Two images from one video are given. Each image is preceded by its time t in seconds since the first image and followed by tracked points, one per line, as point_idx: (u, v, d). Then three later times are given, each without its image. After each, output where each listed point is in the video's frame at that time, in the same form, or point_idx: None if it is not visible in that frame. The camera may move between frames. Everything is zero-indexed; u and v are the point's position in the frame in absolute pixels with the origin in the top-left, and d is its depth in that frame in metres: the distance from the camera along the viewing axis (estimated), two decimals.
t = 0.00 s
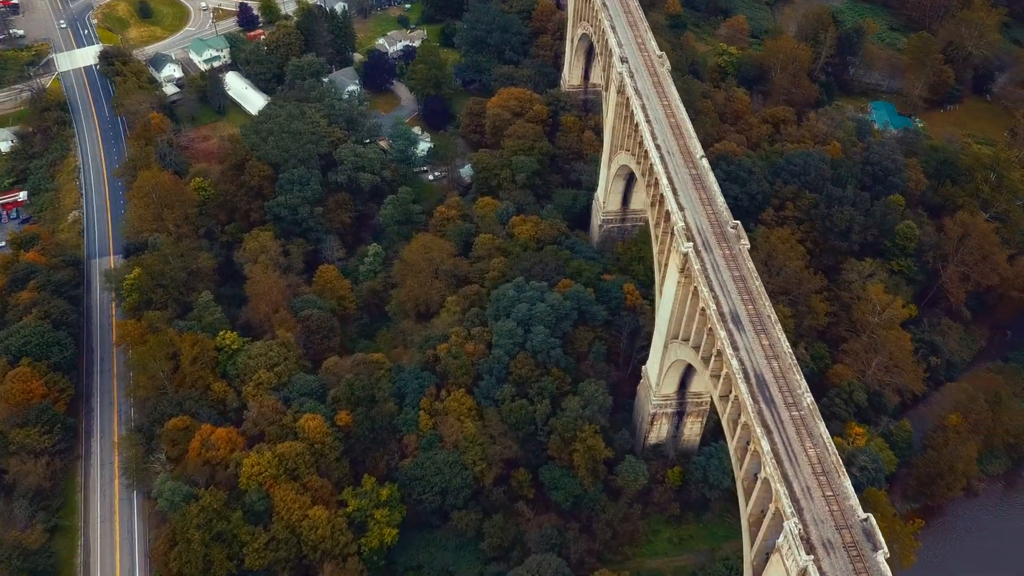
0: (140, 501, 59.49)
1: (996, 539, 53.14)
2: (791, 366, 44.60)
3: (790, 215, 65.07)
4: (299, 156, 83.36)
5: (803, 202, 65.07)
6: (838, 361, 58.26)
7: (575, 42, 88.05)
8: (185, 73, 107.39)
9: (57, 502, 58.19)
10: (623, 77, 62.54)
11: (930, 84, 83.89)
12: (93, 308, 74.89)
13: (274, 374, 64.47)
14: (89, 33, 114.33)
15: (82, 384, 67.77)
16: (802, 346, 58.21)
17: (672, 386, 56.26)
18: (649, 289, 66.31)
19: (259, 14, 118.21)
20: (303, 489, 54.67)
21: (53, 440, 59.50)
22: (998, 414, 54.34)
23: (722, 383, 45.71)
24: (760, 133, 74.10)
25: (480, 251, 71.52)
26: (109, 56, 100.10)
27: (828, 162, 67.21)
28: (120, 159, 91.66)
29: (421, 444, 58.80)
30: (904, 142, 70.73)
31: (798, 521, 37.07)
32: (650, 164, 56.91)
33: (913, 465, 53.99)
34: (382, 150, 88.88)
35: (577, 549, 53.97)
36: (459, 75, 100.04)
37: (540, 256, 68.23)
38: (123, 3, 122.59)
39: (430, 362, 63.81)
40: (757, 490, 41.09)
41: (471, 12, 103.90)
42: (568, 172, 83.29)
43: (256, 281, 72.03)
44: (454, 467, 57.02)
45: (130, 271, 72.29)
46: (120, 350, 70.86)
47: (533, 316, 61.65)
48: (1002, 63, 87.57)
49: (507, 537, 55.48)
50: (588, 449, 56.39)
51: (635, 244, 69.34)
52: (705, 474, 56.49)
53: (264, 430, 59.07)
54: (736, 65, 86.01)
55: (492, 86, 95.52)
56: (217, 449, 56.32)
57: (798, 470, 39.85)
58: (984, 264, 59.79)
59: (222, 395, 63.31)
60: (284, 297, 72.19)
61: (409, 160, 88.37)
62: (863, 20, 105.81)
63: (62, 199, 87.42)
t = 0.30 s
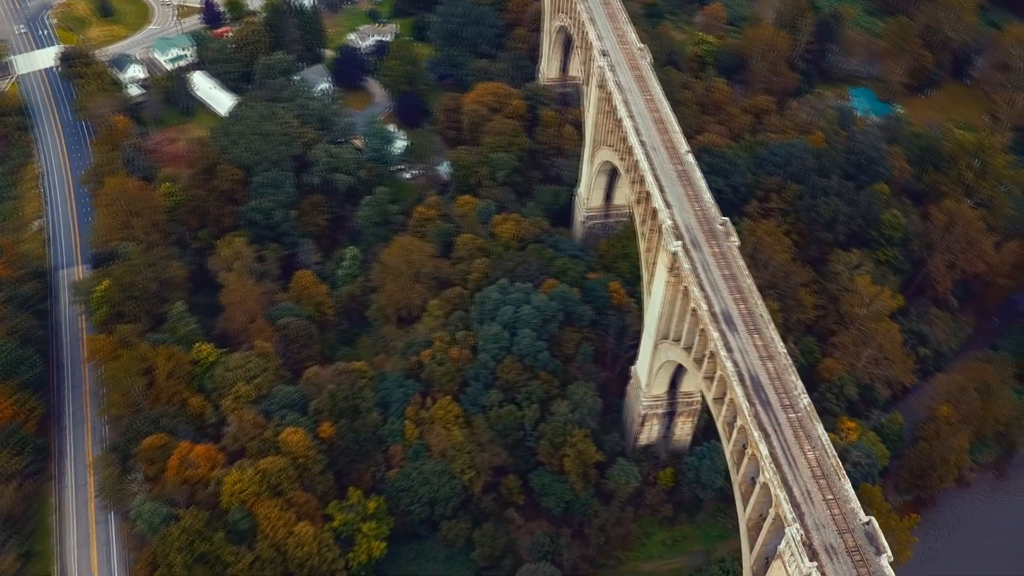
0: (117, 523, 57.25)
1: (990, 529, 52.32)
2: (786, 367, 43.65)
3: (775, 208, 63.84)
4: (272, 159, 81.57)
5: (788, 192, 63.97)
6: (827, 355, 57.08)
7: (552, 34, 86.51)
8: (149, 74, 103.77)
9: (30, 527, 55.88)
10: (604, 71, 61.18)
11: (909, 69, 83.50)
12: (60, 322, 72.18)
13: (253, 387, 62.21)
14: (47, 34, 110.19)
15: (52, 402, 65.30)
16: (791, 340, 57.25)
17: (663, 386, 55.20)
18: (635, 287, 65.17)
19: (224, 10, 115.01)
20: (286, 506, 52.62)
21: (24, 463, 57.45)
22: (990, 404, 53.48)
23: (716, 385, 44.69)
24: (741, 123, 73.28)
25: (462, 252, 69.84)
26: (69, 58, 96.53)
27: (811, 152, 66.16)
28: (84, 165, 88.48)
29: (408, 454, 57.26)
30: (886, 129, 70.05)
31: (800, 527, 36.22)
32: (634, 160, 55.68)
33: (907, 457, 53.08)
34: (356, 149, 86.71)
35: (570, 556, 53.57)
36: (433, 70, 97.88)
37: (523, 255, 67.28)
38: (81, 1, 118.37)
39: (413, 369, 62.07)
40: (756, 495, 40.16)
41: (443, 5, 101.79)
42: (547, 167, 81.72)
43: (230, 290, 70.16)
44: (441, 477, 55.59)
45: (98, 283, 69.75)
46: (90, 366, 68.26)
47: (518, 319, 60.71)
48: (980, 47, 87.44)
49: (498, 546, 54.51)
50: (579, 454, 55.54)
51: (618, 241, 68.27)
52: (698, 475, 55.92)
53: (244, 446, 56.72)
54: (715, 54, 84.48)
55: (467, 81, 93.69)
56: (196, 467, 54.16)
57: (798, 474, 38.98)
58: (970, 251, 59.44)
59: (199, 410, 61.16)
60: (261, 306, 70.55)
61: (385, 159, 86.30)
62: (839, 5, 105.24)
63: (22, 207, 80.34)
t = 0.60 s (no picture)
0: (93, 548, 55.00)
1: (982, 519, 51.78)
2: (779, 367, 42.73)
3: (757, 200, 63.17)
4: (240, 163, 78.68)
5: (769, 183, 63.26)
6: (814, 349, 56.53)
7: (524, 27, 84.85)
8: (109, 76, 99.68)
9: None
10: (581, 65, 59.83)
11: (885, 54, 83.24)
12: (25, 340, 69.26)
13: (229, 401, 60.39)
14: None
15: (19, 425, 62.70)
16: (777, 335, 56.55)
17: (651, 387, 54.23)
18: (619, 285, 64.10)
19: (184, 7, 111.13)
20: (269, 525, 50.52)
21: None
22: (978, 393, 52.95)
23: (708, 387, 43.71)
24: (719, 114, 72.30)
25: (440, 254, 68.46)
26: (22, 62, 92.71)
27: (791, 142, 65.59)
28: (43, 174, 85.05)
29: (392, 466, 55.46)
30: (864, 116, 69.48)
31: (801, 533, 35.40)
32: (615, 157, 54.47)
33: (897, 448, 52.34)
34: (326, 151, 84.00)
35: (563, 564, 51.96)
36: (403, 65, 95.47)
37: (503, 256, 66.00)
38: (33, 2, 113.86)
39: (395, 378, 60.54)
40: (753, 499, 39.28)
41: None
42: (524, 163, 80.25)
43: (202, 301, 67.43)
44: (428, 488, 54.02)
45: (63, 298, 66.62)
46: (58, 386, 65.32)
47: (501, 323, 59.05)
48: (954, 29, 87.29)
49: (489, 555, 52.63)
50: (567, 459, 54.04)
51: (599, 238, 67.51)
52: (689, 476, 54.57)
53: (222, 464, 54.79)
54: (690, 42, 83.66)
55: (439, 76, 91.61)
56: (173, 489, 52.00)
57: (796, 478, 38.12)
58: (954, 239, 58.51)
59: (174, 427, 58.57)
60: (234, 316, 68.20)
61: (357, 159, 83.94)
62: None
63: None
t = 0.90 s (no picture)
0: None
1: (977, 507, 51.11)
2: (773, 368, 41.75)
3: (739, 192, 62.23)
4: (209, 167, 76.24)
5: (751, 175, 62.38)
6: (802, 343, 55.67)
7: (497, 20, 83.13)
8: (67, 80, 95.97)
9: None
10: (558, 61, 58.35)
11: (861, 39, 82.86)
12: None
13: (207, 417, 58.32)
14: None
15: None
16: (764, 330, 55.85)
17: (640, 388, 53.13)
18: (603, 283, 62.84)
19: (143, 6, 107.43)
20: (252, 545, 48.80)
21: None
22: (967, 382, 52.55)
23: (701, 390, 42.69)
24: (698, 105, 71.33)
25: (419, 257, 66.89)
26: None
27: (772, 132, 64.74)
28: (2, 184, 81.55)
29: (378, 478, 53.84)
30: (844, 104, 68.84)
31: (802, 539, 34.55)
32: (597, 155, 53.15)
33: (888, 441, 51.81)
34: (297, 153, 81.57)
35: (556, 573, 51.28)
36: (374, 62, 93.11)
37: (484, 256, 64.79)
38: None
39: (377, 387, 58.73)
40: (750, 504, 38.35)
41: None
42: (501, 160, 78.65)
43: (174, 314, 64.93)
44: (415, 500, 52.15)
45: (27, 315, 63.74)
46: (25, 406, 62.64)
47: (485, 327, 57.38)
48: (930, 13, 86.93)
49: (479, 566, 51.30)
50: (557, 465, 52.64)
51: (582, 236, 65.81)
52: (680, 476, 53.27)
53: (201, 484, 52.84)
54: (666, 32, 82.61)
55: (411, 72, 89.50)
56: (151, 512, 50.12)
57: (794, 482, 37.21)
58: (938, 227, 58.01)
59: (149, 447, 56.58)
60: (208, 328, 65.69)
61: (329, 160, 81.77)
62: None
63: None
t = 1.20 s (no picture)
0: None
1: (967, 495, 50.70)
2: (765, 369, 40.88)
3: (720, 184, 61.23)
4: (173, 175, 73.56)
5: (731, 166, 61.42)
6: (789, 337, 55.05)
7: (468, 14, 81.38)
8: (21, 86, 91.89)
9: None
10: (534, 57, 56.97)
11: (836, 25, 82.43)
12: None
13: (182, 435, 55.94)
14: None
15: None
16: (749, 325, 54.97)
17: (627, 389, 52.08)
18: (585, 282, 61.72)
19: (98, 6, 103.61)
20: (234, 567, 46.63)
21: None
22: (953, 372, 52.31)
23: (692, 393, 41.73)
24: (675, 96, 70.10)
25: (396, 261, 65.33)
26: None
27: (751, 123, 63.76)
28: None
29: (362, 492, 51.61)
30: (820, 91, 68.15)
31: (802, 545, 33.71)
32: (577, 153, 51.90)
33: (877, 433, 51.21)
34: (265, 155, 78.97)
35: None
36: (341, 59, 91.07)
37: (465, 259, 63.53)
38: None
39: (357, 399, 56.99)
40: (747, 510, 37.45)
41: None
42: (476, 157, 76.97)
43: (144, 329, 62.74)
44: (402, 513, 50.31)
45: None
46: None
47: (468, 332, 56.37)
48: None
49: None
50: (546, 472, 51.19)
51: (562, 234, 65.02)
52: (671, 478, 52.35)
53: (179, 505, 50.92)
54: (639, 22, 81.18)
55: (380, 69, 87.37)
56: (127, 537, 48.27)
57: (792, 486, 36.37)
58: (920, 215, 57.70)
59: (123, 468, 54.42)
60: (180, 342, 63.53)
61: (299, 163, 79.37)
62: None
63: None
